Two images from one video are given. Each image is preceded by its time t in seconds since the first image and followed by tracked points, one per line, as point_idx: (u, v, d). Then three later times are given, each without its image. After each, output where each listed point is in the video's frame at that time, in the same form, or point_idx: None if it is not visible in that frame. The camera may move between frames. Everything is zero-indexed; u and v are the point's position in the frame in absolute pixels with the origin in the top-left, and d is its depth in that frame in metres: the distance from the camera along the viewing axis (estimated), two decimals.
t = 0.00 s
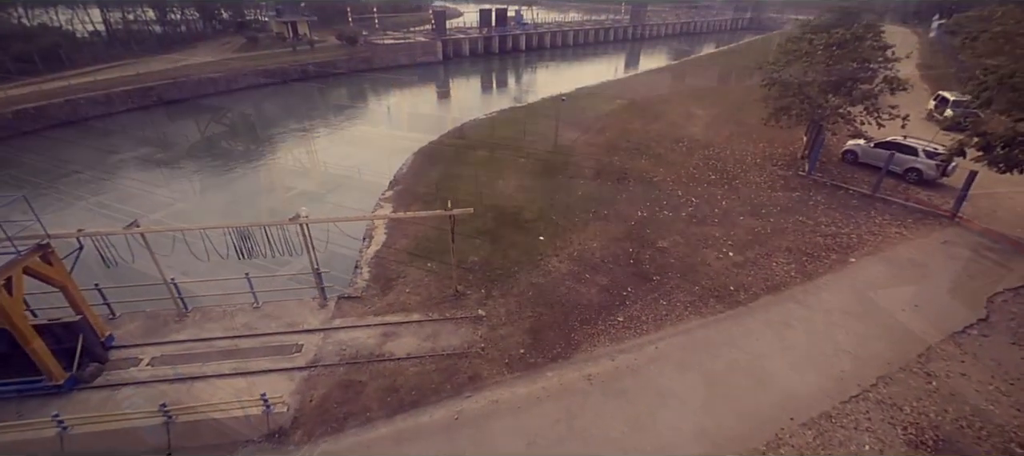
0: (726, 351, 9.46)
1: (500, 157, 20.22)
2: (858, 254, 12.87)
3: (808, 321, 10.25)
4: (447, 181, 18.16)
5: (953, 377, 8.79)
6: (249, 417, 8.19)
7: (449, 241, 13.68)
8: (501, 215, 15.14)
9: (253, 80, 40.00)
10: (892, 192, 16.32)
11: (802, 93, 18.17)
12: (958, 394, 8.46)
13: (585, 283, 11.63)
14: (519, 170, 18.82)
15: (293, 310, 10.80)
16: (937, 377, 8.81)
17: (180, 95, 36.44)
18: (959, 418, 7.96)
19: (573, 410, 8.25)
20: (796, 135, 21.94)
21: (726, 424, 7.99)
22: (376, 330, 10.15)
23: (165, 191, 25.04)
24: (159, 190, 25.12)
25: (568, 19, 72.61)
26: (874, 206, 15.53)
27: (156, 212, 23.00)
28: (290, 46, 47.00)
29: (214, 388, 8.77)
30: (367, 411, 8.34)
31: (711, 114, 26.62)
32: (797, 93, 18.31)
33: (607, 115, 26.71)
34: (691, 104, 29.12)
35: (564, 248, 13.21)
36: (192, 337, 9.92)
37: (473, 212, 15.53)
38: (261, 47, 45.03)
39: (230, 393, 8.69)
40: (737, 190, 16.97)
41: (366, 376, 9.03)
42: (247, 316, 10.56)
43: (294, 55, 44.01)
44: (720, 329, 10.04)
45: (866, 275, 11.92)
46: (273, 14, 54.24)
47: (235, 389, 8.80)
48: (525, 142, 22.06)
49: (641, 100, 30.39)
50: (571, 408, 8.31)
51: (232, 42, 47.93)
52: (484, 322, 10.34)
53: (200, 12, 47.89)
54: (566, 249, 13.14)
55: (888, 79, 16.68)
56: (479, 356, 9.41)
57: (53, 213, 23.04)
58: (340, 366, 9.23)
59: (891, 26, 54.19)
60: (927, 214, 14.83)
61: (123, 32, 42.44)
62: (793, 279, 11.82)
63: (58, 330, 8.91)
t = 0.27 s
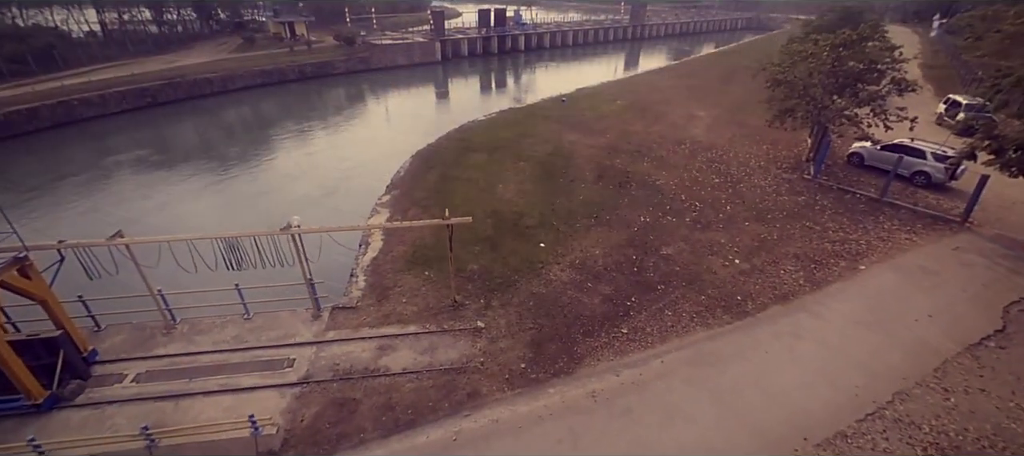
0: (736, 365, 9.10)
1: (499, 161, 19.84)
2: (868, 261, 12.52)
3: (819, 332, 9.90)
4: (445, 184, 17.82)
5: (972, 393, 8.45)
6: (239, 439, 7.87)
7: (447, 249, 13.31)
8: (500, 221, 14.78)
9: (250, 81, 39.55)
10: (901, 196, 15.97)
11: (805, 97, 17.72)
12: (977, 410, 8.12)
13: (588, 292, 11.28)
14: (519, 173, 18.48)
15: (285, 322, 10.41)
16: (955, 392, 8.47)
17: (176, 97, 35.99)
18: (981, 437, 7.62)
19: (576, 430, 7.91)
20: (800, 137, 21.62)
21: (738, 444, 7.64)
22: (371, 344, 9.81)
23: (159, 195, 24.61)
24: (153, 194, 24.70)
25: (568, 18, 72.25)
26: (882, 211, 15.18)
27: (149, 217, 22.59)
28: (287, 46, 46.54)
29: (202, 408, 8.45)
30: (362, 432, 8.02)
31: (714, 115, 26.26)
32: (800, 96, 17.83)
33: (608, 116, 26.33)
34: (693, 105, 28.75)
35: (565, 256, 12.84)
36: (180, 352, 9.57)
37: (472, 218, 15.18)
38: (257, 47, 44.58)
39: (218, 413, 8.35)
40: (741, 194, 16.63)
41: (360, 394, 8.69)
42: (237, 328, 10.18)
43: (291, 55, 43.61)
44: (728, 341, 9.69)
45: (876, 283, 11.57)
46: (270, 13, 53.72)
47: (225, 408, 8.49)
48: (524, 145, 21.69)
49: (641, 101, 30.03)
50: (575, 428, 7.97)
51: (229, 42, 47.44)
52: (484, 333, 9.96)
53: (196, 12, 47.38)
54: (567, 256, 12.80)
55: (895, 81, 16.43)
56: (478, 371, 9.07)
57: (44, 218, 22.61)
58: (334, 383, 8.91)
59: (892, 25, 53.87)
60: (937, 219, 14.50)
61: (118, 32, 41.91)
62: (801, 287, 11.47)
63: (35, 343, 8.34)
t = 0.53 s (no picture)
0: (745, 382, 8.75)
1: (499, 164, 19.47)
2: (879, 269, 12.16)
3: (831, 345, 9.57)
4: (444, 188, 17.47)
5: (992, 410, 8.12)
6: None
7: (446, 256, 12.93)
8: (500, 227, 14.42)
9: (247, 82, 39.14)
10: (910, 200, 15.61)
11: (811, 99, 17.43)
12: (1001, 430, 7.78)
13: (589, 302, 10.95)
14: (518, 177, 18.15)
15: (277, 334, 10.06)
16: (976, 410, 8.13)
17: (172, 98, 35.55)
18: None
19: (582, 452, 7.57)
20: (804, 139, 21.29)
21: None
22: (365, 358, 9.47)
23: (153, 198, 24.18)
24: (147, 198, 24.26)
25: (568, 18, 71.90)
26: (892, 216, 14.81)
27: (143, 221, 22.17)
28: (285, 46, 46.13)
29: (186, 430, 8.06)
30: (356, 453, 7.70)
31: (715, 116, 26.00)
32: (806, 98, 17.55)
33: (609, 118, 25.97)
34: (695, 106, 28.38)
35: (567, 264, 12.49)
36: (165, 368, 9.17)
37: (471, 224, 14.82)
38: (255, 49, 44.24)
39: (205, 434, 7.99)
40: (746, 197, 16.29)
41: (354, 413, 8.34)
42: (227, 342, 9.82)
43: (289, 57, 43.31)
44: (736, 356, 9.36)
45: (889, 293, 11.22)
46: (268, 13, 53.30)
47: (212, 427, 8.11)
48: (525, 147, 21.32)
49: (642, 102, 29.72)
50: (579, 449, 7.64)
51: (226, 43, 46.98)
52: (483, 348, 9.62)
53: (193, 12, 46.94)
54: (569, 264, 12.48)
55: (903, 82, 16.25)
56: (477, 388, 8.72)
57: (36, 221, 22.19)
58: (327, 401, 8.56)
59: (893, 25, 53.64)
60: (948, 224, 14.16)
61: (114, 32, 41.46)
62: (810, 297, 11.13)
63: (13, 365, 7.98)
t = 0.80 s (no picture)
0: (756, 399, 8.38)
1: (499, 167, 19.08)
2: (891, 278, 11.79)
3: (844, 359, 9.21)
4: (443, 192, 17.10)
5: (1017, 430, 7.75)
6: None
7: (445, 265, 12.57)
8: (501, 233, 14.03)
9: (245, 83, 38.74)
10: (921, 204, 15.23)
11: (817, 102, 17.08)
12: None
13: (593, 313, 10.58)
14: (519, 181, 17.79)
15: (269, 348, 9.70)
16: (998, 430, 7.78)
17: (169, 99, 35.14)
18: None
19: None
20: (809, 142, 20.94)
21: None
22: (361, 373, 9.12)
23: (148, 201, 23.75)
24: (141, 200, 23.84)
25: (568, 18, 71.50)
26: (902, 221, 14.43)
27: (137, 224, 21.75)
28: (284, 47, 45.74)
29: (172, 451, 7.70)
30: None
31: (717, 118, 25.70)
32: (812, 101, 17.21)
33: (611, 120, 25.59)
34: (697, 107, 28.02)
35: (570, 272, 12.12)
36: (151, 385, 8.78)
37: (471, 229, 14.44)
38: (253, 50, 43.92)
39: None
40: (751, 202, 15.92)
41: (348, 433, 8.00)
42: (218, 356, 9.46)
43: (288, 58, 42.99)
44: (746, 371, 9.00)
45: (902, 303, 10.85)
46: (266, 13, 52.90)
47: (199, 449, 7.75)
48: (525, 150, 20.95)
49: (644, 103, 29.36)
50: None
51: (224, 43, 46.56)
52: (483, 363, 9.26)
53: (191, 12, 46.55)
54: (571, 273, 12.11)
55: (912, 84, 15.89)
56: (477, 406, 8.36)
57: (28, 225, 21.78)
58: (320, 419, 8.21)
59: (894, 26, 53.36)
60: (961, 230, 13.78)
61: (111, 33, 41.07)
62: (821, 307, 10.76)
63: None
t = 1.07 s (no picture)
0: (769, 419, 8.04)
1: (499, 171, 18.69)
2: (904, 287, 11.42)
3: (859, 374, 8.86)
4: (441, 197, 16.72)
5: None
6: None
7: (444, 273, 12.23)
8: (501, 240, 13.68)
9: (242, 84, 38.32)
10: (931, 209, 14.87)
11: (825, 104, 16.72)
12: None
13: (596, 325, 10.21)
14: (519, 185, 17.41)
15: (260, 363, 9.32)
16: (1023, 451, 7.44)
17: (165, 100, 34.74)
18: None
19: None
20: (815, 144, 20.57)
21: None
22: (355, 390, 8.76)
23: (142, 204, 23.29)
24: (135, 203, 23.41)
25: (567, 18, 70.98)
26: (913, 227, 14.06)
27: (130, 228, 21.33)
28: (282, 47, 45.31)
29: None
30: None
31: (720, 119, 25.37)
32: (819, 104, 16.85)
33: (612, 122, 25.18)
34: (700, 108, 27.66)
35: (573, 281, 11.74)
36: (135, 403, 8.39)
37: (470, 236, 14.06)
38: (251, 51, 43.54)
39: None
40: (758, 207, 15.54)
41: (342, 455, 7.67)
42: (206, 372, 9.08)
43: (286, 58, 42.60)
44: (758, 388, 8.65)
45: (917, 313, 10.48)
46: (264, 13, 52.43)
47: None
48: (526, 153, 20.55)
49: (646, 104, 28.99)
50: None
51: (222, 43, 46.12)
52: (483, 379, 8.91)
53: (188, 12, 46.10)
54: (573, 282, 11.73)
55: (923, 86, 15.51)
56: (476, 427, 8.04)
57: (20, 229, 21.35)
58: (313, 441, 7.89)
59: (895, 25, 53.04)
60: (973, 236, 13.42)
61: (107, 33, 40.60)
62: (833, 318, 10.39)
63: None
